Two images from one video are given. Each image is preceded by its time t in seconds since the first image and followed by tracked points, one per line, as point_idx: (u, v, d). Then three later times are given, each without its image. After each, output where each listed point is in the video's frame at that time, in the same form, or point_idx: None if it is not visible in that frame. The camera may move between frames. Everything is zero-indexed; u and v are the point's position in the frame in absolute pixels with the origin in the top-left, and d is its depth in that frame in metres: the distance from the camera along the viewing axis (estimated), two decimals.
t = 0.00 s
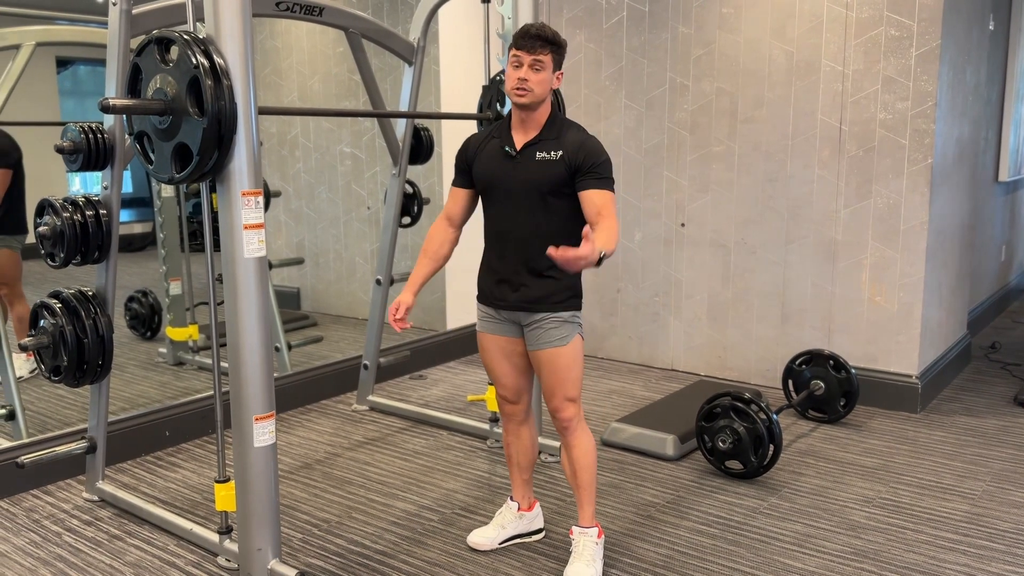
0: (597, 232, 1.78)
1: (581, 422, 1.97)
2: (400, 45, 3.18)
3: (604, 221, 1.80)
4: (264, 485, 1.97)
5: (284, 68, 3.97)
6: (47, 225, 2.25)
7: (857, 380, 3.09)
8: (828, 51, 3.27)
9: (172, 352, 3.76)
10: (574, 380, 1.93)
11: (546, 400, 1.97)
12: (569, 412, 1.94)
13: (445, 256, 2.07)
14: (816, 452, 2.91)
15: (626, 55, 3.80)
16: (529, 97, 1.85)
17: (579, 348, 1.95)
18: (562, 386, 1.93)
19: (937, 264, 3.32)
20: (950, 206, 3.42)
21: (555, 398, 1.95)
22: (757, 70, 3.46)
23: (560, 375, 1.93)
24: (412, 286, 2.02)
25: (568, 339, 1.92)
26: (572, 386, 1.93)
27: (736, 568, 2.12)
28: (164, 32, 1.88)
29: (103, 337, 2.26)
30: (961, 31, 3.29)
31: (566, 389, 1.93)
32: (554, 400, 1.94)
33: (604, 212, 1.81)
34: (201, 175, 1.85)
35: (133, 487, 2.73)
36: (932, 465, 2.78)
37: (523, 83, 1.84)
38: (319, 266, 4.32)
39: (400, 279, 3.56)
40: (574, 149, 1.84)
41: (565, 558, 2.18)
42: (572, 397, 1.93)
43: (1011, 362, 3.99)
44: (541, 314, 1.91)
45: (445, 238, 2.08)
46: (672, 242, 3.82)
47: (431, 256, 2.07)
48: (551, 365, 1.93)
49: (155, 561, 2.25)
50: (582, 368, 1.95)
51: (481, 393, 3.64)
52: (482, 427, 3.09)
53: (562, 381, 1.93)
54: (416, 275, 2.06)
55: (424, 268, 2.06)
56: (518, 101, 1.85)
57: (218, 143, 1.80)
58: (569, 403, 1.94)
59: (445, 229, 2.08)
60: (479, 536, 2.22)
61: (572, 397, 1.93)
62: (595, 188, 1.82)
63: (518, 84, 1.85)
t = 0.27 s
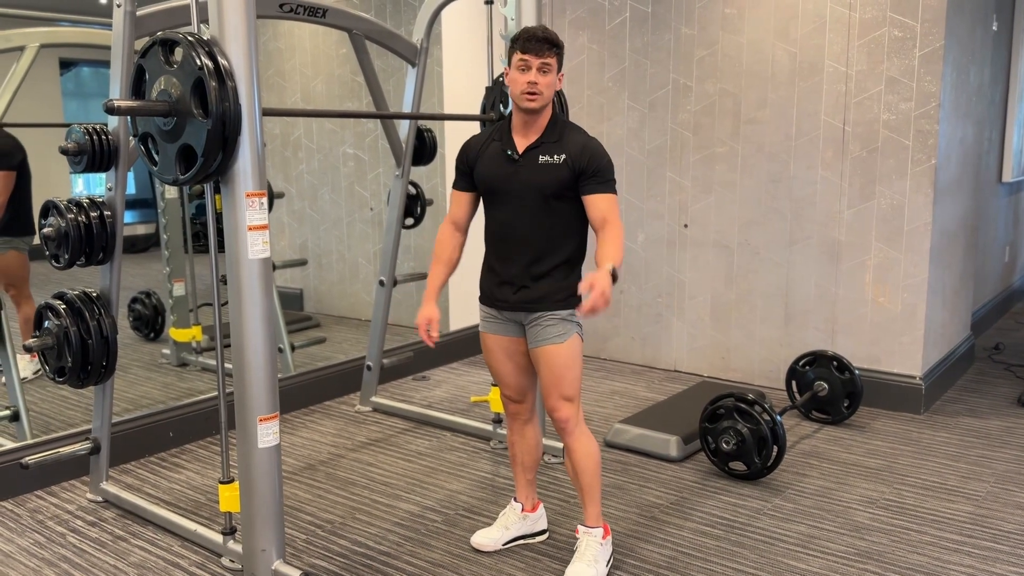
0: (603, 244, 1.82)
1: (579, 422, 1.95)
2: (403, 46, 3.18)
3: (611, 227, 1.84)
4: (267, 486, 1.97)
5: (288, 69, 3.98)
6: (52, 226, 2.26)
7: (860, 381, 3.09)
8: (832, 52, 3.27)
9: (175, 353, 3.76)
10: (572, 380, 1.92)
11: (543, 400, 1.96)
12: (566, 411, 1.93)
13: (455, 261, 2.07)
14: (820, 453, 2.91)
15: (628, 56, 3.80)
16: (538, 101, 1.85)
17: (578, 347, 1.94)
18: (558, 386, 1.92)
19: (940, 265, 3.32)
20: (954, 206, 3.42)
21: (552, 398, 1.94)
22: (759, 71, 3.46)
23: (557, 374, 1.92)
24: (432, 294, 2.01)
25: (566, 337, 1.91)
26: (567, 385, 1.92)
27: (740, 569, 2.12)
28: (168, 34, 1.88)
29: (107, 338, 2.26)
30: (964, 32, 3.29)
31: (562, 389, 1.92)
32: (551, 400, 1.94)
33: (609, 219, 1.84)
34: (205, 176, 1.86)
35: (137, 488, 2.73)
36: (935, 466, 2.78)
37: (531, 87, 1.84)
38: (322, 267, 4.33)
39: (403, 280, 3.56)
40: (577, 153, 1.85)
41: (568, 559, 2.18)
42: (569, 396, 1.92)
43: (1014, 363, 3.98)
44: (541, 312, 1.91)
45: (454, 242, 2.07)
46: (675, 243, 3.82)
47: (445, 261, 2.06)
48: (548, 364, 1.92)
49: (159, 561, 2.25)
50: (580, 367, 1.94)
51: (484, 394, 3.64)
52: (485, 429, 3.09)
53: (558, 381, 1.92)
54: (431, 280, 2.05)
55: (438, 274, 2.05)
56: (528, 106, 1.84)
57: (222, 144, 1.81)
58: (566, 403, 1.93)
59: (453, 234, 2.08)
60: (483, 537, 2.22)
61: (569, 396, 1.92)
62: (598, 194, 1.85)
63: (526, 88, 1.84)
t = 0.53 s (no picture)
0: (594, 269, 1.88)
1: (588, 424, 1.97)
2: (405, 48, 3.18)
3: (606, 243, 1.85)
4: (270, 487, 1.97)
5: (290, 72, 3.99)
6: (54, 228, 2.27)
7: (863, 382, 3.08)
8: (834, 53, 3.27)
9: (177, 354, 3.75)
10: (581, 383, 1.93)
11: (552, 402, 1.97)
12: (575, 414, 1.95)
13: (489, 260, 2.09)
14: (822, 455, 2.90)
15: (630, 57, 3.80)
16: (552, 100, 1.83)
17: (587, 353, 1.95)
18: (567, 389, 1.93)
19: (943, 266, 3.32)
20: (957, 207, 3.42)
21: (560, 399, 1.95)
22: (761, 72, 3.46)
23: (566, 378, 1.93)
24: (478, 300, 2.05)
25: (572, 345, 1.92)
26: (576, 389, 1.93)
27: (742, 571, 2.12)
28: (171, 35, 1.88)
29: (109, 339, 2.26)
30: (967, 33, 3.29)
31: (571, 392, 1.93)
32: (559, 402, 1.95)
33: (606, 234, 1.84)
34: (208, 178, 1.86)
35: (139, 489, 2.73)
36: (938, 467, 2.77)
37: (545, 86, 1.83)
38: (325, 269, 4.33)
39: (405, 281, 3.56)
40: (587, 157, 1.83)
41: (570, 561, 2.18)
42: (578, 399, 1.94)
43: (1018, 364, 3.97)
44: (549, 318, 1.92)
45: (484, 243, 2.09)
46: (677, 244, 3.82)
47: (480, 263, 2.07)
48: (558, 367, 1.94)
49: (161, 563, 2.25)
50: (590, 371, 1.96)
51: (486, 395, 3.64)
52: (487, 430, 3.09)
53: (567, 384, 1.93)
54: (473, 284, 2.07)
55: (475, 277, 2.07)
56: (541, 105, 1.83)
57: (224, 145, 1.81)
58: (574, 405, 1.95)
59: (483, 233, 2.09)
60: (485, 538, 2.22)
61: (577, 400, 1.94)
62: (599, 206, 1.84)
63: (540, 88, 1.83)
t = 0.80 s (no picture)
0: (622, 271, 1.82)
1: (604, 429, 1.98)
2: (405, 50, 3.19)
3: (629, 245, 1.82)
4: (270, 489, 1.98)
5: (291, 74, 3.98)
6: (55, 230, 2.27)
7: (863, 383, 3.09)
8: (834, 55, 3.27)
9: (178, 356, 3.78)
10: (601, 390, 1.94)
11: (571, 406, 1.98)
12: (592, 418, 1.96)
13: (490, 260, 2.11)
14: (823, 456, 2.91)
15: (630, 59, 3.80)
16: (570, 101, 1.84)
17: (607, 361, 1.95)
18: (585, 394, 1.94)
19: (943, 267, 3.32)
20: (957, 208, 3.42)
21: (577, 404, 1.96)
22: (762, 73, 3.46)
23: (582, 383, 1.94)
24: (467, 294, 2.06)
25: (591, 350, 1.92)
26: (594, 394, 1.94)
27: (743, 571, 2.12)
28: (172, 38, 1.89)
29: (111, 341, 2.27)
30: (967, 34, 3.29)
31: (589, 397, 1.94)
32: (578, 406, 1.96)
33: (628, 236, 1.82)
34: (209, 180, 1.86)
35: (140, 491, 2.73)
36: (938, 468, 2.78)
37: (564, 87, 1.84)
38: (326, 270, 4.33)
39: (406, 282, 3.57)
40: (605, 157, 1.84)
41: (572, 562, 2.18)
42: (596, 405, 1.94)
43: (1018, 365, 3.98)
44: (566, 323, 1.92)
45: (490, 242, 2.11)
46: (678, 246, 3.82)
47: (481, 261, 2.09)
48: (574, 372, 1.94)
49: (162, 565, 2.25)
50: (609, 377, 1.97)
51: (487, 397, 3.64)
52: (488, 431, 3.09)
53: (586, 389, 1.94)
54: (467, 280, 2.09)
55: (474, 273, 2.09)
56: (560, 105, 1.84)
57: (225, 147, 1.81)
58: (591, 410, 1.96)
59: (492, 233, 2.12)
60: (486, 539, 2.22)
61: (595, 405, 1.94)
62: (621, 206, 1.83)
63: (558, 89, 1.84)
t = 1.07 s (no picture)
0: (630, 277, 1.81)
1: (615, 433, 1.99)
2: (404, 51, 3.19)
3: (640, 252, 1.81)
4: (270, 490, 1.98)
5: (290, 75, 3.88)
6: (55, 232, 2.27)
7: (862, 384, 3.09)
8: (833, 56, 3.28)
9: (178, 357, 3.78)
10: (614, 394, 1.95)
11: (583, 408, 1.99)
12: (604, 421, 1.97)
13: (514, 262, 2.12)
14: (822, 456, 2.91)
15: (629, 60, 3.81)
16: (586, 102, 1.87)
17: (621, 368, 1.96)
18: (597, 397, 1.95)
19: (942, 268, 3.32)
20: (956, 208, 3.42)
21: (590, 407, 1.97)
22: (761, 74, 3.46)
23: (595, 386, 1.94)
24: (493, 298, 2.08)
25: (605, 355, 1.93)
26: (607, 398, 1.95)
27: (743, 572, 2.12)
28: (171, 39, 1.89)
29: (110, 343, 2.27)
30: (966, 35, 3.29)
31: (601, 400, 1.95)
32: (589, 408, 1.97)
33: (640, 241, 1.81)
34: (208, 181, 1.86)
35: (140, 492, 2.73)
36: (938, 468, 2.78)
37: (579, 88, 1.86)
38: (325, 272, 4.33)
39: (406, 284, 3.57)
40: (618, 162, 1.84)
41: (571, 563, 2.18)
42: (608, 408, 1.95)
43: (1017, 365, 3.98)
44: (579, 329, 1.94)
45: (513, 244, 2.13)
46: (677, 247, 3.83)
47: (506, 263, 2.12)
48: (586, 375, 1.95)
49: (162, 566, 2.25)
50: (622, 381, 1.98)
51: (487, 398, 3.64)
52: (487, 432, 3.09)
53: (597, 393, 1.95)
54: (493, 282, 2.12)
55: (498, 276, 2.12)
56: (576, 107, 1.87)
57: (225, 149, 1.82)
58: (603, 413, 1.97)
59: (516, 234, 2.14)
60: (485, 538, 2.22)
61: (608, 409, 1.96)
62: (633, 212, 1.83)
63: (574, 90, 1.87)
